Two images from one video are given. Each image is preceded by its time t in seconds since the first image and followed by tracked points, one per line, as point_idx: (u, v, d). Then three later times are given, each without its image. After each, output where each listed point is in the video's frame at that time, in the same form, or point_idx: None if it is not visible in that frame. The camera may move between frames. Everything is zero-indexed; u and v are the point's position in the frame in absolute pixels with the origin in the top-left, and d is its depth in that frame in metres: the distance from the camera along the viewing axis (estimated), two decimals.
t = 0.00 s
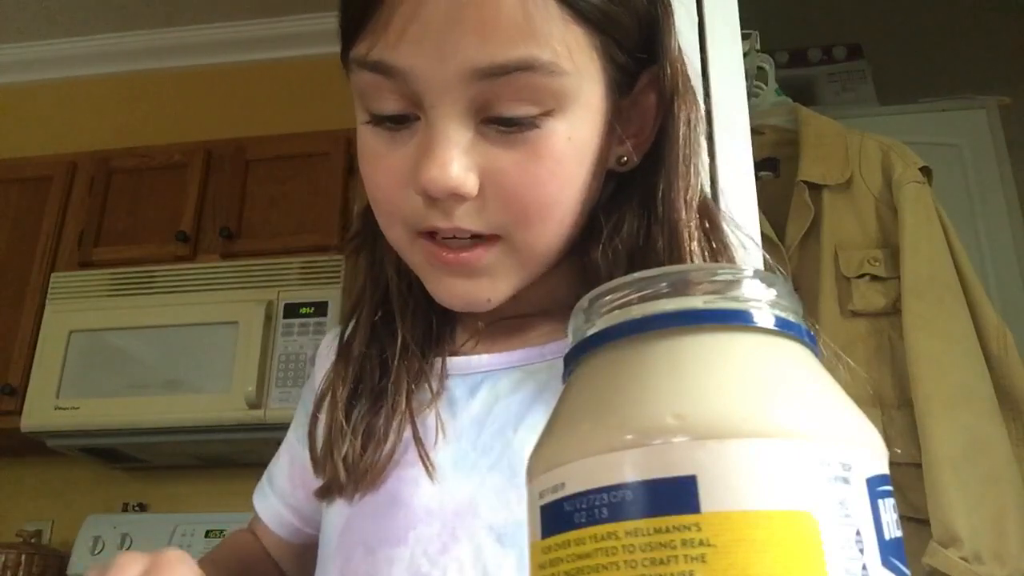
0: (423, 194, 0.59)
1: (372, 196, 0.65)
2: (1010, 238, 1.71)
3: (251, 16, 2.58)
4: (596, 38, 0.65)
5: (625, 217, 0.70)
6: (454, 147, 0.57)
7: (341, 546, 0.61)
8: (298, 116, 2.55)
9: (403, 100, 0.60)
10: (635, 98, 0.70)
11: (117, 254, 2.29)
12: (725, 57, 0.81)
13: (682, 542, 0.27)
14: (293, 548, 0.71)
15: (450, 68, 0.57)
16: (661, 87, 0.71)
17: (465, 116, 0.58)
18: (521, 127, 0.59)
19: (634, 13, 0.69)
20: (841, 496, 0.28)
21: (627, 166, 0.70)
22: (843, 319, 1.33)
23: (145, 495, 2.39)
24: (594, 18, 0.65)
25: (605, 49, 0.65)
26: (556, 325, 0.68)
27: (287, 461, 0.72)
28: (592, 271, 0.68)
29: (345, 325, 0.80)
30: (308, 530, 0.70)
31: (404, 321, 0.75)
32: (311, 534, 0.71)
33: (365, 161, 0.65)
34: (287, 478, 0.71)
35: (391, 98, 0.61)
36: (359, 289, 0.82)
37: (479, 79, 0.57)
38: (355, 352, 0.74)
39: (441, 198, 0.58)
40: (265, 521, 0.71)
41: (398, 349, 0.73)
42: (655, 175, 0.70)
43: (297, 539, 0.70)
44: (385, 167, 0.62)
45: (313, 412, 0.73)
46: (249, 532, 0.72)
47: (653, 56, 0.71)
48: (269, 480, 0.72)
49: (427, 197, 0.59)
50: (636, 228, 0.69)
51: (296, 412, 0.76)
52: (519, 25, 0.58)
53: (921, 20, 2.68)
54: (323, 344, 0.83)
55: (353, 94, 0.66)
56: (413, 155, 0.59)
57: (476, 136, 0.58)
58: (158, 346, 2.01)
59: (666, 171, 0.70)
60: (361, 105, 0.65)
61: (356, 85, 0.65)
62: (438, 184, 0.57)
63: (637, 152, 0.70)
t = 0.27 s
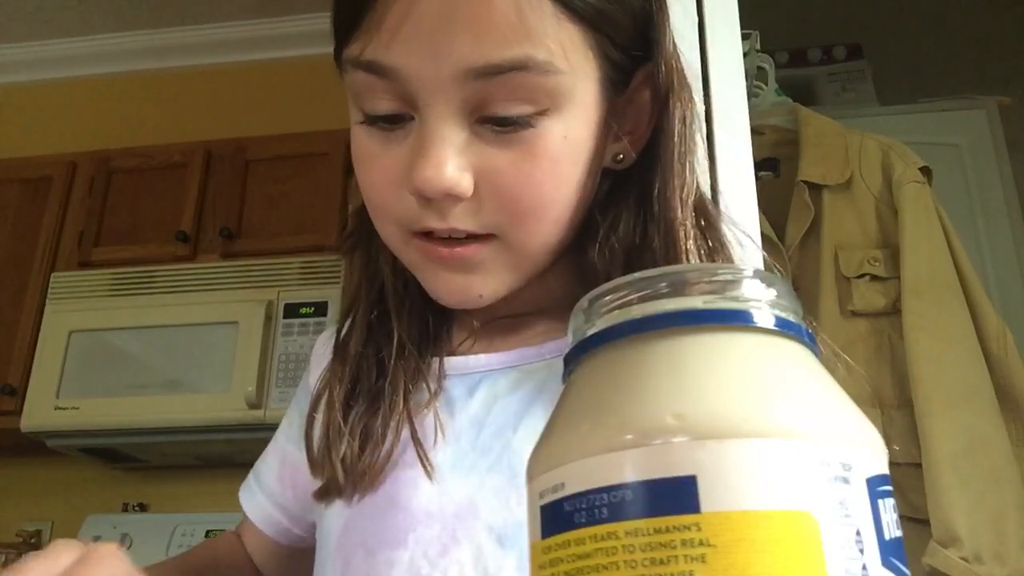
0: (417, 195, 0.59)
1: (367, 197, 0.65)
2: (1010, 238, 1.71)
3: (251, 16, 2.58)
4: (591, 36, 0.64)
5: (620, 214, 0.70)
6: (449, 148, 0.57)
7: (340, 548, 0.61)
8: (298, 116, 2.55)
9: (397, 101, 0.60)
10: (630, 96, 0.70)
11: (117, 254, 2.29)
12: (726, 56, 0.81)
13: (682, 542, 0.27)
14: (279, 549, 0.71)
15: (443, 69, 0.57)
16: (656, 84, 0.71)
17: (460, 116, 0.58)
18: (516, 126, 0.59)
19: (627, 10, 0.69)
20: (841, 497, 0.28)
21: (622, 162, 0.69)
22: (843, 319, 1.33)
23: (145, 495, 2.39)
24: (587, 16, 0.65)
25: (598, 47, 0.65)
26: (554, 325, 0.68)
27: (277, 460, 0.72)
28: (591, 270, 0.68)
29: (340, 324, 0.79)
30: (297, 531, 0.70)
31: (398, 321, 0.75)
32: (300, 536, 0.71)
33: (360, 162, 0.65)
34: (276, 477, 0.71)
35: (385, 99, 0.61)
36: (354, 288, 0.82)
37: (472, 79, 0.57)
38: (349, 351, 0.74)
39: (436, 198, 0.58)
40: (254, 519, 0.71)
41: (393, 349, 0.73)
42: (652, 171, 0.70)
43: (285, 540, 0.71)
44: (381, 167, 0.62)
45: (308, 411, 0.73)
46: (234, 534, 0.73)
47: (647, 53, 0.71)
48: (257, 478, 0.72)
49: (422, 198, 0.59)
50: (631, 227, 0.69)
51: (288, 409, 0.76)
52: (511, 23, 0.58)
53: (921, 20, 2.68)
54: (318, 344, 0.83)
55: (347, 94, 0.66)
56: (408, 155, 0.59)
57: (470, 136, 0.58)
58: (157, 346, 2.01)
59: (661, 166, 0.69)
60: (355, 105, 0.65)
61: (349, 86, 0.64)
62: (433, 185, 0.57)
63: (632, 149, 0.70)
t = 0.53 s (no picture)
0: (418, 193, 0.59)
1: (365, 196, 0.65)
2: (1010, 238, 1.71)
3: (251, 16, 2.58)
4: (587, 31, 0.64)
5: (616, 210, 0.70)
6: (449, 144, 0.57)
7: (339, 549, 0.61)
8: (298, 116, 2.55)
9: (395, 98, 0.60)
10: (625, 91, 0.70)
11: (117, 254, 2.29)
12: (726, 55, 0.81)
13: (682, 542, 0.27)
14: (276, 553, 0.71)
15: (443, 65, 0.57)
16: (651, 79, 0.71)
17: (460, 113, 0.57)
18: (515, 122, 0.59)
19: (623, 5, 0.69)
20: (841, 496, 0.28)
21: (617, 157, 0.70)
22: (843, 319, 1.32)
23: (146, 495, 2.39)
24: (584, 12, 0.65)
25: (595, 43, 0.65)
26: (551, 325, 0.68)
27: (274, 462, 0.72)
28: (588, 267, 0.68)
29: (333, 326, 0.79)
30: (295, 534, 0.70)
31: (394, 322, 0.75)
32: (299, 539, 0.71)
33: (357, 163, 0.65)
34: (274, 481, 0.71)
35: (383, 97, 0.60)
36: (349, 290, 0.82)
37: (472, 74, 0.57)
38: (345, 353, 0.74)
39: (436, 195, 0.58)
40: (253, 524, 0.71)
41: (389, 351, 0.72)
42: (647, 167, 0.70)
43: (284, 543, 0.71)
44: (379, 167, 0.62)
45: (302, 413, 0.73)
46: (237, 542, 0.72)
47: (641, 48, 0.71)
48: (254, 482, 0.72)
49: (422, 196, 0.59)
50: (627, 222, 0.69)
51: (284, 412, 0.76)
52: (509, 19, 0.58)
53: (921, 20, 2.68)
54: (313, 345, 0.83)
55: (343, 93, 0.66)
56: (407, 154, 0.59)
57: (470, 132, 0.58)
58: (157, 346, 2.01)
59: (655, 166, 0.70)
60: (351, 104, 0.65)
61: (345, 84, 0.64)
62: (435, 182, 0.57)
63: (628, 144, 0.70)
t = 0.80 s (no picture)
0: (425, 194, 0.59)
1: (369, 198, 0.65)
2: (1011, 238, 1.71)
3: (251, 17, 2.58)
4: (590, 30, 0.64)
5: (618, 209, 0.69)
6: (456, 146, 0.57)
7: (340, 551, 0.61)
8: (298, 116, 2.56)
9: (398, 99, 0.60)
10: (627, 89, 0.70)
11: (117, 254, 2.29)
12: (726, 54, 0.81)
13: (682, 542, 0.27)
14: (286, 555, 0.71)
15: (447, 65, 0.57)
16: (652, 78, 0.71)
17: (465, 113, 0.57)
18: (519, 122, 0.59)
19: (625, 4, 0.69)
20: (841, 496, 0.28)
21: (619, 155, 0.70)
22: (843, 319, 1.32)
23: (145, 495, 2.38)
24: (588, 12, 0.65)
25: (598, 42, 0.65)
26: (553, 324, 0.68)
27: (280, 465, 0.72)
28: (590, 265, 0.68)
29: (335, 327, 0.79)
30: (302, 535, 0.70)
31: (395, 323, 0.75)
32: (306, 539, 0.71)
33: (361, 165, 0.65)
34: (279, 483, 0.71)
35: (387, 97, 0.60)
36: (349, 291, 0.82)
37: (478, 74, 0.57)
38: (345, 355, 0.74)
39: (443, 197, 0.58)
40: (258, 526, 0.71)
41: (390, 353, 0.73)
42: (647, 165, 0.70)
43: (291, 544, 0.71)
44: (384, 169, 0.62)
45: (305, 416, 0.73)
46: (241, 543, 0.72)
47: (643, 47, 0.71)
48: (258, 484, 0.72)
49: (429, 198, 0.59)
50: (628, 221, 0.68)
51: (286, 414, 0.76)
52: (513, 18, 0.58)
53: (921, 20, 2.68)
54: (314, 347, 0.83)
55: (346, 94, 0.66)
56: (412, 156, 0.59)
57: (476, 132, 0.58)
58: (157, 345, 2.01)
59: (654, 165, 0.69)
60: (354, 105, 0.65)
61: (348, 85, 0.65)
62: (442, 184, 0.57)
63: (632, 141, 0.70)
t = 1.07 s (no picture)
0: (427, 194, 0.59)
1: (370, 197, 0.65)
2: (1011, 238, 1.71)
3: (251, 17, 2.58)
4: (597, 34, 0.65)
5: (620, 213, 0.69)
6: (459, 147, 0.57)
7: (340, 550, 0.61)
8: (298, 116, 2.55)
9: (404, 99, 0.60)
10: (631, 96, 0.70)
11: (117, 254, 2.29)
12: (726, 54, 0.81)
13: (682, 542, 0.27)
14: (275, 553, 0.71)
15: (454, 66, 0.57)
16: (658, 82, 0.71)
17: (469, 114, 0.57)
18: (523, 124, 0.59)
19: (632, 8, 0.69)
20: (841, 496, 0.28)
21: (622, 161, 0.70)
22: (843, 319, 1.33)
23: (145, 495, 2.38)
24: (595, 14, 0.65)
25: (605, 45, 0.65)
26: (553, 325, 0.68)
27: (270, 462, 0.71)
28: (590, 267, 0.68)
29: (335, 323, 0.79)
30: (295, 533, 0.70)
31: (395, 319, 0.74)
32: (299, 538, 0.71)
33: (363, 164, 0.65)
34: (272, 480, 0.71)
35: (393, 97, 0.60)
36: (349, 288, 0.82)
37: (483, 76, 0.57)
38: (345, 351, 0.74)
39: (445, 198, 0.58)
40: (250, 522, 0.71)
41: (390, 350, 0.73)
42: (651, 170, 0.70)
43: (285, 543, 0.71)
44: (386, 168, 0.62)
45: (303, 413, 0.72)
46: (231, 542, 0.72)
47: (649, 53, 0.71)
48: (251, 481, 0.72)
49: (431, 198, 0.59)
50: (631, 223, 0.69)
51: (281, 410, 0.76)
52: (521, 21, 0.58)
53: (920, 19, 2.68)
54: (312, 345, 0.83)
55: (350, 93, 0.66)
56: (416, 156, 0.59)
57: (479, 134, 0.58)
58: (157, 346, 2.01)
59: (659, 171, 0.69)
60: (358, 103, 0.65)
61: (354, 83, 0.64)
62: (444, 185, 0.57)
63: (635, 147, 0.70)
